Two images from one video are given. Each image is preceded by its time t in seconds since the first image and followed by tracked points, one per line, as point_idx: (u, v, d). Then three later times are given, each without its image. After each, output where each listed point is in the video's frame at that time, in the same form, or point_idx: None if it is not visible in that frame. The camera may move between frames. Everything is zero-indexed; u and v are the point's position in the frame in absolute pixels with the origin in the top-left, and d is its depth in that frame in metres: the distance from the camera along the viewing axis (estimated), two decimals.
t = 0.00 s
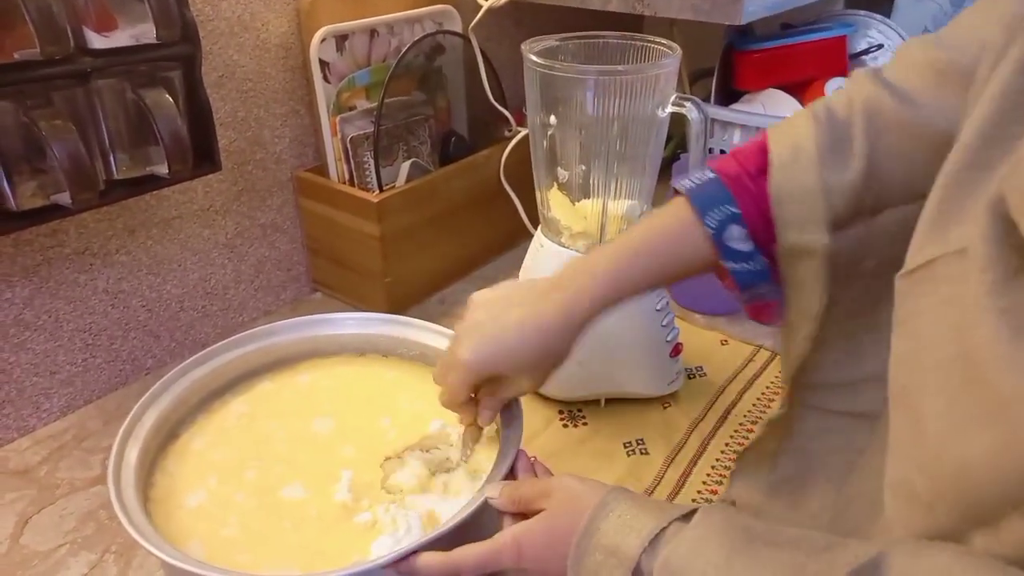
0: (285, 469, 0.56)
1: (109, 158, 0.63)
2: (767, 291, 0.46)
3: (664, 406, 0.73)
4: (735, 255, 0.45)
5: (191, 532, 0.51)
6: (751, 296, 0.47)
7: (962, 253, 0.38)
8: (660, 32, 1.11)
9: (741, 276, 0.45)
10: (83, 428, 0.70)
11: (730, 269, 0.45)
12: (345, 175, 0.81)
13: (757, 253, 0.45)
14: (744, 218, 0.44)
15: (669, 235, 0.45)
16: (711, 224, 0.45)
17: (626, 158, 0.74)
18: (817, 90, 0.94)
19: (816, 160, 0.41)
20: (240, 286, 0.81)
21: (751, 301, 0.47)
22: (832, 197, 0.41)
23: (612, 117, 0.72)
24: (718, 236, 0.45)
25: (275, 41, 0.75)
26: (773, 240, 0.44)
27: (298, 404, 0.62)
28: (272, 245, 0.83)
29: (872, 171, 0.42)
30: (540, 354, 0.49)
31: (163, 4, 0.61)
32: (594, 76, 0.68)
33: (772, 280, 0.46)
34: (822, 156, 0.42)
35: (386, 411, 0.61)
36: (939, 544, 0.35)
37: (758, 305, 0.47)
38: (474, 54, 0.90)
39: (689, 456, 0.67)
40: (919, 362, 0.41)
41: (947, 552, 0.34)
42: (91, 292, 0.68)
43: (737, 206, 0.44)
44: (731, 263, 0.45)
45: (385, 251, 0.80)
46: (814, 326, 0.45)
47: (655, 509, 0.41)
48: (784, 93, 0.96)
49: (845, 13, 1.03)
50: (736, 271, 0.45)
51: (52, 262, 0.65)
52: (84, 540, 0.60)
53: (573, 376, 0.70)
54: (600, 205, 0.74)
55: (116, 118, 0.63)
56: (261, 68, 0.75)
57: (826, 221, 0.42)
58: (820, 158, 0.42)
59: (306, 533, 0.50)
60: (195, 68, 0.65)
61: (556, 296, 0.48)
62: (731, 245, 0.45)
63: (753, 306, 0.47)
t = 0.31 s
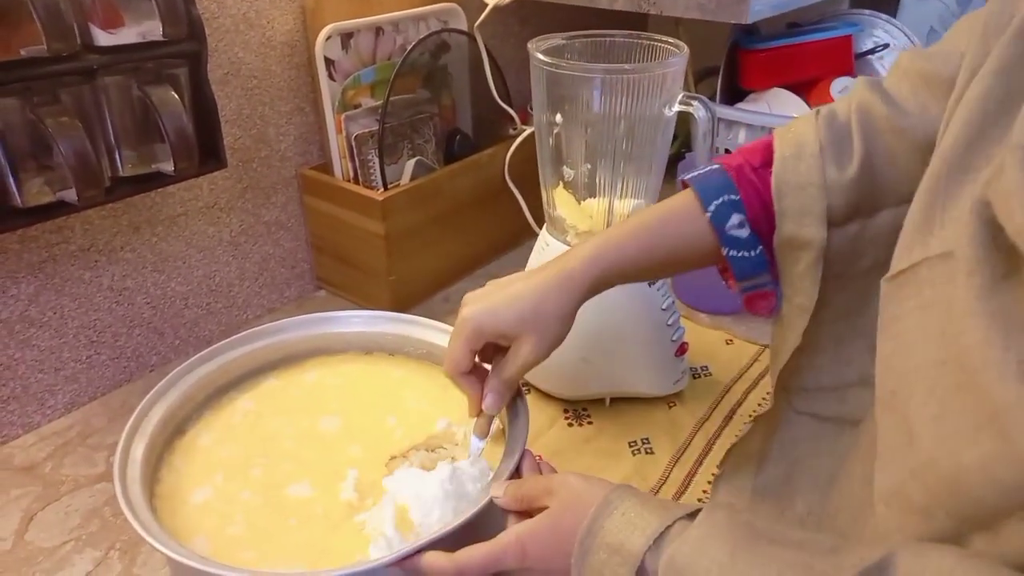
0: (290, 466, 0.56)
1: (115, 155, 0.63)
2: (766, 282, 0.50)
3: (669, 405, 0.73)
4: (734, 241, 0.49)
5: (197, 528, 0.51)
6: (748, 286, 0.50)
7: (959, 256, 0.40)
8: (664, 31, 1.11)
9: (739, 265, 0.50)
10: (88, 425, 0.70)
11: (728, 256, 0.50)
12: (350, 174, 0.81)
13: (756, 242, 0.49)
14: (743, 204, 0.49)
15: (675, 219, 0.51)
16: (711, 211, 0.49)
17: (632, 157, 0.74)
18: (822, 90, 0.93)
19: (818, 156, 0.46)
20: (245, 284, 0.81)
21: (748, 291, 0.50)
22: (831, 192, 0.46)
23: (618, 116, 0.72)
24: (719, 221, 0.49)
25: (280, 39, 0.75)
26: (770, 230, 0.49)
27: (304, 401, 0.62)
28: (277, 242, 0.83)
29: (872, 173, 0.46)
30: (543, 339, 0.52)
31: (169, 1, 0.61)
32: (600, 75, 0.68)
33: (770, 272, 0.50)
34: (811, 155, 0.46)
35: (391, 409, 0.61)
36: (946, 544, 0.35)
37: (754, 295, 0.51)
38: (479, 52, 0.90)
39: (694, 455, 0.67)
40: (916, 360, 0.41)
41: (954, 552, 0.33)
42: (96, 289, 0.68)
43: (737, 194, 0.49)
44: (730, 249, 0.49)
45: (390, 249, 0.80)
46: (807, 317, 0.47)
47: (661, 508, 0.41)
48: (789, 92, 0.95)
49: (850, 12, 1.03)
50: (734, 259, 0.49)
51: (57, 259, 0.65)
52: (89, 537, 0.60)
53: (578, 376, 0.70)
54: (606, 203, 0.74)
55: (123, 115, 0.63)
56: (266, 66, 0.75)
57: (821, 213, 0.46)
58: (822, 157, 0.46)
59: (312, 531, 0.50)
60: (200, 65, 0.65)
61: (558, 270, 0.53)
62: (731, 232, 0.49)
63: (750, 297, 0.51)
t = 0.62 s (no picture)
0: (289, 466, 0.56)
1: (114, 155, 0.63)
2: (799, 291, 0.51)
3: (670, 404, 0.73)
4: (768, 248, 0.50)
5: (196, 530, 0.51)
6: (781, 295, 0.51)
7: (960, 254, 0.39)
8: (665, 30, 1.11)
9: (773, 273, 0.50)
10: (88, 426, 0.70)
11: (762, 264, 0.51)
12: (350, 173, 0.80)
13: (791, 251, 0.50)
14: (778, 211, 0.49)
15: (708, 223, 0.52)
16: (746, 218, 0.50)
17: (632, 156, 0.74)
18: (823, 89, 0.93)
19: (855, 167, 0.47)
20: (244, 284, 0.81)
21: (780, 300, 0.51)
22: (868, 205, 0.46)
23: (619, 114, 0.71)
24: (754, 229, 0.50)
25: (280, 38, 0.75)
26: (806, 239, 0.49)
27: (303, 401, 0.62)
28: (276, 242, 0.83)
29: (907, 184, 0.47)
30: (568, 339, 0.53)
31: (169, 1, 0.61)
32: (601, 74, 0.68)
33: (804, 281, 0.50)
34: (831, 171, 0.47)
35: (391, 409, 0.61)
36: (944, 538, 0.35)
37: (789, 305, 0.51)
38: (479, 51, 0.90)
39: (694, 455, 0.66)
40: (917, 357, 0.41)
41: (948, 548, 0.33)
42: (95, 290, 0.68)
43: (773, 203, 0.50)
44: (765, 256, 0.50)
45: (389, 249, 0.80)
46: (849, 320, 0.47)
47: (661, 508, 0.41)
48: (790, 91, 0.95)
49: (851, 10, 1.03)
50: (768, 267, 0.50)
51: (57, 259, 0.65)
52: (89, 538, 0.60)
53: (578, 376, 0.70)
54: (607, 202, 0.74)
55: (122, 115, 0.62)
56: (266, 65, 0.75)
57: (857, 225, 0.46)
58: (858, 167, 0.47)
59: (310, 532, 0.50)
60: (200, 64, 0.65)
61: (594, 260, 0.53)
62: (765, 240, 0.50)
63: (784, 306, 0.52)
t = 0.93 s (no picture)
0: (281, 465, 0.56)
1: (104, 152, 0.63)
2: (827, 290, 0.50)
3: (663, 401, 0.73)
4: (800, 244, 0.50)
5: (188, 529, 0.51)
6: (808, 293, 0.50)
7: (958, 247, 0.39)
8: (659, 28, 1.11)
9: (801, 270, 0.50)
10: (80, 424, 0.69)
11: (793, 259, 0.50)
12: (342, 171, 0.80)
13: (823, 248, 0.50)
14: (813, 208, 0.50)
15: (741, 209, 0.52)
16: (780, 213, 0.51)
17: (625, 153, 0.74)
18: (815, 87, 0.93)
19: (893, 170, 0.46)
20: (237, 282, 0.81)
21: (806, 298, 0.50)
22: (905, 206, 0.46)
23: (611, 112, 0.72)
24: (788, 224, 0.50)
25: (272, 35, 0.75)
26: (839, 238, 0.49)
27: (295, 400, 0.62)
28: (269, 240, 0.83)
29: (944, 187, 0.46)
30: (576, 305, 0.53)
31: None
32: (592, 72, 0.68)
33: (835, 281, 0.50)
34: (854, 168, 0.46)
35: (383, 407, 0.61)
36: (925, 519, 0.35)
37: (815, 303, 0.50)
38: (472, 49, 0.90)
39: (686, 452, 0.67)
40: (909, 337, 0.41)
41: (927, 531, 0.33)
42: (87, 288, 0.68)
43: (808, 200, 0.50)
44: (796, 252, 0.50)
45: (382, 247, 0.79)
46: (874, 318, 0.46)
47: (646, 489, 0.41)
48: (782, 89, 0.95)
49: (844, 8, 1.03)
50: (798, 263, 0.50)
51: (48, 258, 0.64)
52: (80, 537, 0.60)
53: (571, 374, 0.70)
54: (600, 201, 0.74)
55: (113, 113, 0.62)
56: (258, 63, 0.75)
57: (893, 227, 0.46)
58: (897, 171, 0.46)
59: (303, 530, 0.50)
60: (192, 61, 0.65)
61: (625, 236, 0.54)
62: (797, 235, 0.50)
63: (811, 306, 0.50)
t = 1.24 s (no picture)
0: (282, 465, 0.56)
1: (105, 153, 0.63)
2: (838, 251, 0.47)
3: (664, 401, 0.73)
4: (819, 201, 0.46)
5: (189, 529, 0.51)
6: (819, 252, 0.47)
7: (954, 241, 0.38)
8: (659, 28, 1.11)
9: (815, 227, 0.46)
10: (81, 425, 0.70)
11: (807, 215, 0.47)
12: (343, 171, 0.80)
13: (841, 208, 0.46)
14: (837, 165, 0.46)
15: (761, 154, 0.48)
16: (803, 166, 0.47)
17: (625, 153, 0.74)
18: (815, 87, 0.93)
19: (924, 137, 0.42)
20: (238, 283, 0.81)
21: (814, 258, 0.47)
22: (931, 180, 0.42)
23: (611, 111, 0.71)
24: (809, 178, 0.46)
25: (272, 36, 0.75)
26: (859, 199, 0.46)
27: (296, 401, 0.62)
28: (270, 241, 0.83)
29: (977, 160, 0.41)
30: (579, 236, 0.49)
31: None
32: (593, 71, 0.68)
33: (847, 242, 0.46)
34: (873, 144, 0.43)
35: (384, 407, 0.61)
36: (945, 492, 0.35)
37: (824, 264, 0.47)
38: (472, 48, 0.90)
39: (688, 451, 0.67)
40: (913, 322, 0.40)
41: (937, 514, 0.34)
42: (88, 289, 0.68)
43: (833, 156, 0.46)
44: (813, 208, 0.46)
45: (383, 248, 0.79)
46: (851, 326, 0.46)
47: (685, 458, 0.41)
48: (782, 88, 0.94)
49: (844, 8, 1.03)
50: (813, 219, 0.46)
51: (49, 258, 0.64)
52: (81, 537, 0.60)
53: (572, 373, 0.70)
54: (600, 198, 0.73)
55: (114, 114, 0.62)
56: (258, 63, 0.75)
57: (913, 199, 0.43)
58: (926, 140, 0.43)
59: (304, 530, 0.50)
60: (192, 61, 0.65)
61: (640, 168, 0.49)
62: (817, 191, 0.46)
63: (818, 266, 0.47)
